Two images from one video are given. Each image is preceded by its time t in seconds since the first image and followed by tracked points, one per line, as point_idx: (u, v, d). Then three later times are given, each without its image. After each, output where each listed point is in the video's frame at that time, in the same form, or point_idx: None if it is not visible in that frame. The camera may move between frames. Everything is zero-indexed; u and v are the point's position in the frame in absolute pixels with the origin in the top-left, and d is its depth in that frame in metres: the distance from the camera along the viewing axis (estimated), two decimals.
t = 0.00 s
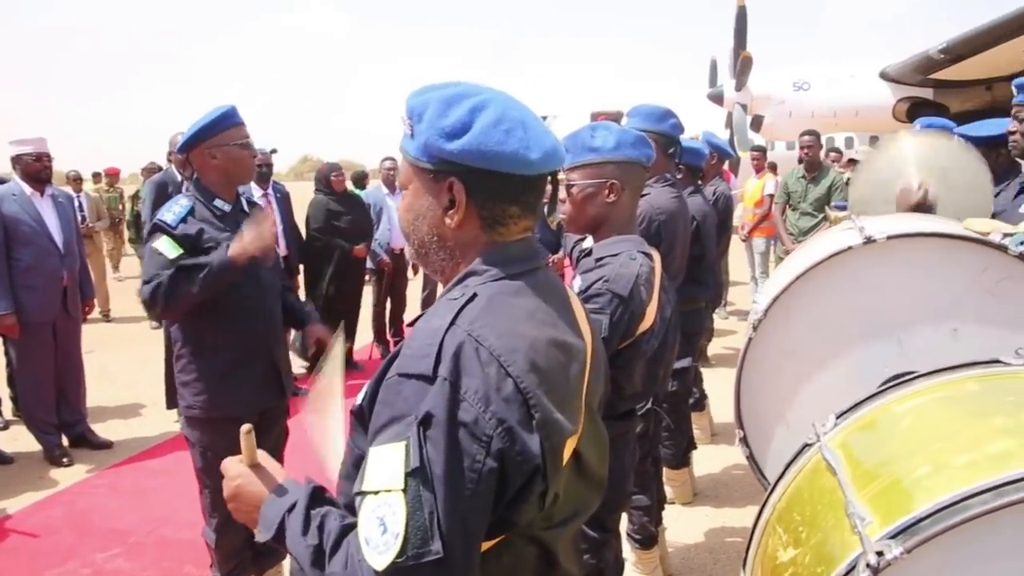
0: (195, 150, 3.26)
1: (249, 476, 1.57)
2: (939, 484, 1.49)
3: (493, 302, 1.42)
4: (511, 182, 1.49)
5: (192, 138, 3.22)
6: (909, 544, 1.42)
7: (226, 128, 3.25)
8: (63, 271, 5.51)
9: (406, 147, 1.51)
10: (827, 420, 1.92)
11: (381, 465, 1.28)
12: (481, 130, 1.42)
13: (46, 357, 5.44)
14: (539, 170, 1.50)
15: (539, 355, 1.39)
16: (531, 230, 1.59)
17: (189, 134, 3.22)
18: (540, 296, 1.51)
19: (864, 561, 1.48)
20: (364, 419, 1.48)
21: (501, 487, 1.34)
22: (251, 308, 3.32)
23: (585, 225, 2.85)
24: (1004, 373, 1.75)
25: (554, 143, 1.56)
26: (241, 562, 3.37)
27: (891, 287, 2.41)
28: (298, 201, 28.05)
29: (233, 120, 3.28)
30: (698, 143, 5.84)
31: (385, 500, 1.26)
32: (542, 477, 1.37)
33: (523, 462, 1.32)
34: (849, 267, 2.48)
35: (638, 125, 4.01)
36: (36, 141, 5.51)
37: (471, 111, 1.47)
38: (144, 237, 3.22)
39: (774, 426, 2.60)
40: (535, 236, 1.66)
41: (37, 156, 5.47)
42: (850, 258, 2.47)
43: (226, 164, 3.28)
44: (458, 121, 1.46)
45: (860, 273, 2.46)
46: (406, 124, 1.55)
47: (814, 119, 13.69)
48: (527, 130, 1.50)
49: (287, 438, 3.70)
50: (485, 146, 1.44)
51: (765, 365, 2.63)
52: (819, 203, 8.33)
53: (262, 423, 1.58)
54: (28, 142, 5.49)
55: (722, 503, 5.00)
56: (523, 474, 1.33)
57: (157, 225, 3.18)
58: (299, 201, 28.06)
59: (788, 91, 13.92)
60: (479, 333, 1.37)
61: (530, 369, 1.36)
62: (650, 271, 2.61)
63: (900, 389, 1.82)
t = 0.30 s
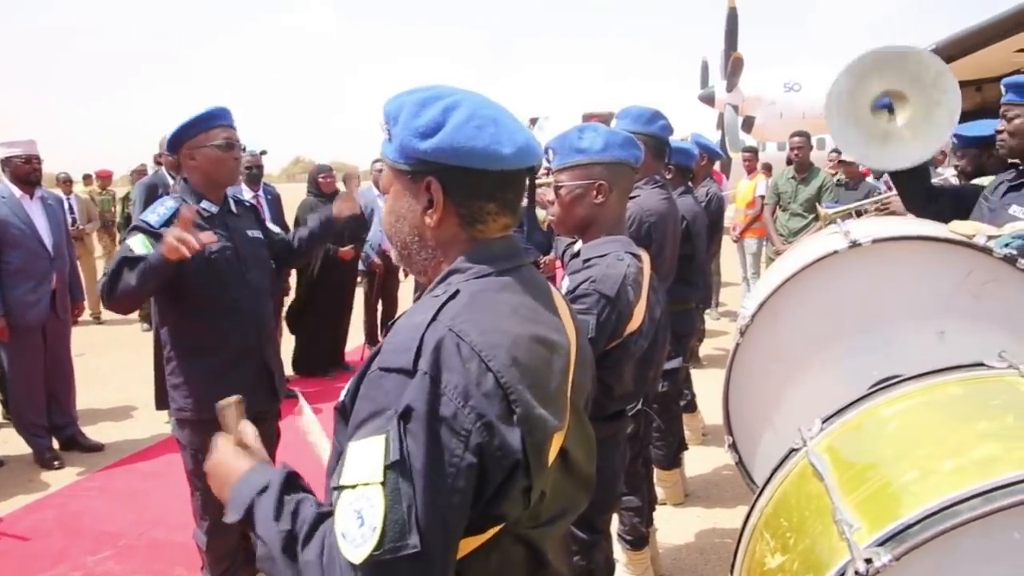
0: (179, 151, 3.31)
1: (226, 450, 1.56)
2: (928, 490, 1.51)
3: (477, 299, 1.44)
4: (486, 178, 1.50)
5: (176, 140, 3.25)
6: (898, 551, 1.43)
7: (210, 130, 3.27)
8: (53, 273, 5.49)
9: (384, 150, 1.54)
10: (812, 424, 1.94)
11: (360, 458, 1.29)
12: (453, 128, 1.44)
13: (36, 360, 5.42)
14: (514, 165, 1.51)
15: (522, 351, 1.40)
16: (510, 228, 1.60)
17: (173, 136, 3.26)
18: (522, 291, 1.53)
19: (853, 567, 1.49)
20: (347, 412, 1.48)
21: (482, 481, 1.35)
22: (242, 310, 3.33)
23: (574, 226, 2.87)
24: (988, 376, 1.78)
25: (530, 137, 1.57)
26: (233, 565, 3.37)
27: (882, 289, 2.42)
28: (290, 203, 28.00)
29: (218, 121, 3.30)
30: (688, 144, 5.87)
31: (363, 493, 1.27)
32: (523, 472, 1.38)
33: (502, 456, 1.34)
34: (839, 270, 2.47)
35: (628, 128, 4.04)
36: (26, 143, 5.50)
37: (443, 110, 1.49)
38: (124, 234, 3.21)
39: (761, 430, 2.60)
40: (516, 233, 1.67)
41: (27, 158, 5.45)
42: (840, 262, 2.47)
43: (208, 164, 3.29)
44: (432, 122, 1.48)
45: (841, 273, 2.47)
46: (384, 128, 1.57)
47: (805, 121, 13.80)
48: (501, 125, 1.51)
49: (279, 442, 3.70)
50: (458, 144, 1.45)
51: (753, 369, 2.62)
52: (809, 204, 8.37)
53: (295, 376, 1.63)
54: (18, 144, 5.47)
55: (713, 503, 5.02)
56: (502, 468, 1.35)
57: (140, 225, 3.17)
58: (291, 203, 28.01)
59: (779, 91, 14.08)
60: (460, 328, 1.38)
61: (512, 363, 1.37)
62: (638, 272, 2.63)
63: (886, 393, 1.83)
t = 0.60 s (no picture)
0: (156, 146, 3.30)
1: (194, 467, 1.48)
2: (893, 477, 1.49)
3: (452, 297, 1.41)
4: (460, 175, 1.48)
5: (153, 136, 3.28)
6: (864, 535, 1.42)
7: (181, 123, 3.24)
8: (29, 271, 5.41)
9: (356, 150, 1.51)
10: (788, 417, 1.91)
11: (332, 457, 1.26)
12: (425, 125, 1.41)
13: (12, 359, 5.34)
14: (487, 162, 1.49)
15: (497, 349, 1.38)
16: (485, 224, 1.58)
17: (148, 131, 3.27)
18: (499, 289, 1.50)
19: (819, 552, 1.47)
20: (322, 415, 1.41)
21: (456, 480, 1.33)
22: (220, 307, 3.29)
23: (554, 223, 2.84)
24: (959, 369, 1.74)
25: (503, 133, 1.54)
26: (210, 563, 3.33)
27: (860, 290, 2.40)
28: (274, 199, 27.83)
29: (190, 115, 3.26)
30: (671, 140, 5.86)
31: (336, 493, 1.24)
32: (498, 471, 1.36)
33: (476, 455, 1.32)
34: (819, 267, 2.45)
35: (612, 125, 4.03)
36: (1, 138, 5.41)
37: (415, 107, 1.46)
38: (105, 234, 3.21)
39: (740, 427, 2.56)
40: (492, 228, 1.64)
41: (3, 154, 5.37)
42: (818, 259, 2.45)
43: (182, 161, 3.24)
44: (403, 119, 1.45)
45: (819, 271, 2.45)
46: (355, 128, 1.54)
47: (789, 118, 13.85)
48: (473, 122, 1.48)
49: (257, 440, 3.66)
50: (430, 141, 1.43)
51: (732, 367, 2.59)
52: (792, 201, 8.40)
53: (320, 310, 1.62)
54: None
55: (695, 498, 5.03)
56: (477, 468, 1.33)
57: (119, 226, 3.17)
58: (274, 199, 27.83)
59: (766, 89, 14.18)
60: (436, 326, 1.35)
61: (487, 362, 1.35)
62: (618, 269, 2.61)
63: (860, 385, 1.80)
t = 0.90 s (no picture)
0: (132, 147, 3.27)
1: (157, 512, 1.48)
2: (866, 469, 1.45)
3: (418, 297, 1.42)
4: (427, 173, 1.49)
5: (128, 137, 3.25)
6: (834, 526, 1.37)
7: (158, 122, 3.22)
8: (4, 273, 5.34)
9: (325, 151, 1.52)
10: (765, 413, 1.88)
11: (305, 457, 1.26)
12: (391, 123, 1.42)
13: None
14: (453, 160, 1.50)
15: (463, 347, 1.39)
16: (455, 224, 1.59)
17: (124, 130, 3.24)
18: (467, 288, 1.52)
19: (791, 543, 1.42)
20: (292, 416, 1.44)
21: (426, 478, 1.33)
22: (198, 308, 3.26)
23: (531, 223, 2.85)
24: (932, 367, 1.70)
25: (469, 132, 1.56)
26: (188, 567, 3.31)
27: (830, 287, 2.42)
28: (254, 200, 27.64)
29: (166, 114, 3.24)
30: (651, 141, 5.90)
31: (312, 494, 1.24)
32: (467, 468, 1.37)
33: (446, 451, 1.33)
34: (800, 262, 2.45)
35: (593, 127, 4.06)
36: None
37: (382, 107, 1.47)
38: (82, 233, 3.15)
39: (713, 421, 2.58)
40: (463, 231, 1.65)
41: None
42: (791, 260, 2.46)
43: (159, 162, 3.23)
44: (369, 119, 1.46)
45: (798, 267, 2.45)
46: (324, 130, 1.55)
47: (769, 118, 13.94)
48: (439, 121, 1.50)
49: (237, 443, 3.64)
50: (397, 139, 1.44)
51: (706, 364, 2.59)
52: (771, 201, 8.46)
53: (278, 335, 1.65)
54: None
55: (676, 497, 5.05)
56: (446, 465, 1.33)
57: (97, 223, 3.12)
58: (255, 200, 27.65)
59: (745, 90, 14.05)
60: (402, 325, 1.36)
61: (453, 359, 1.36)
62: (594, 269, 2.62)
63: (830, 382, 1.79)
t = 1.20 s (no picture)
0: (95, 158, 3.22)
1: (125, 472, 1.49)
2: (814, 466, 1.46)
3: (372, 311, 1.41)
4: (378, 188, 1.52)
5: (91, 148, 3.20)
6: (784, 521, 1.37)
7: (122, 132, 3.18)
8: None
9: (272, 167, 1.52)
10: (725, 413, 1.92)
11: (253, 476, 1.27)
12: (341, 140, 1.44)
13: None
14: (403, 174, 1.52)
15: (417, 361, 1.39)
16: (406, 235, 1.61)
17: (87, 141, 3.19)
18: (419, 302, 1.51)
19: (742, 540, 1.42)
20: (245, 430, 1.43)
21: (376, 494, 1.33)
22: (163, 319, 3.20)
23: (492, 228, 2.85)
24: (882, 363, 1.73)
25: (418, 145, 1.58)
26: None
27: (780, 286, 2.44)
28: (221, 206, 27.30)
29: (130, 123, 3.21)
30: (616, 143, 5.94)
31: (253, 509, 1.25)
32: (420, 483, 1.37)
33: (398, 469, 1.32)
34: (754, 269, 2.47)
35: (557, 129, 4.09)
36: None
37: (329, 123, 1.48)
38: (48, 250, 3.08)
39: (678, 427, 2.60)
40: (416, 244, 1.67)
41: None
42: (745, 266, 2.48)
43: (125, 171, 3.19)
44: (318, 135, 1.47)
45: (747, 273, 2.48)
46: (269, 145, 1.55)
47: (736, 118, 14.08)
48: (388, 135, 1.52)
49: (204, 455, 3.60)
50: (347, 155, 1.46)
51: (666, 368, 2.63)
52: (738, 200, 8.55)
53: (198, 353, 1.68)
54: None
55: (648, 496, 5.08)
56: (396, 483, 1.33)
57: (62, 240, 3.04)
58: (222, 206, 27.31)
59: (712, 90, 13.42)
60: (355, 341, 1.35)
61: (407, 375, 1.36)
62: (556, 276, 2.64)
63: (787, 381, 1.82)
